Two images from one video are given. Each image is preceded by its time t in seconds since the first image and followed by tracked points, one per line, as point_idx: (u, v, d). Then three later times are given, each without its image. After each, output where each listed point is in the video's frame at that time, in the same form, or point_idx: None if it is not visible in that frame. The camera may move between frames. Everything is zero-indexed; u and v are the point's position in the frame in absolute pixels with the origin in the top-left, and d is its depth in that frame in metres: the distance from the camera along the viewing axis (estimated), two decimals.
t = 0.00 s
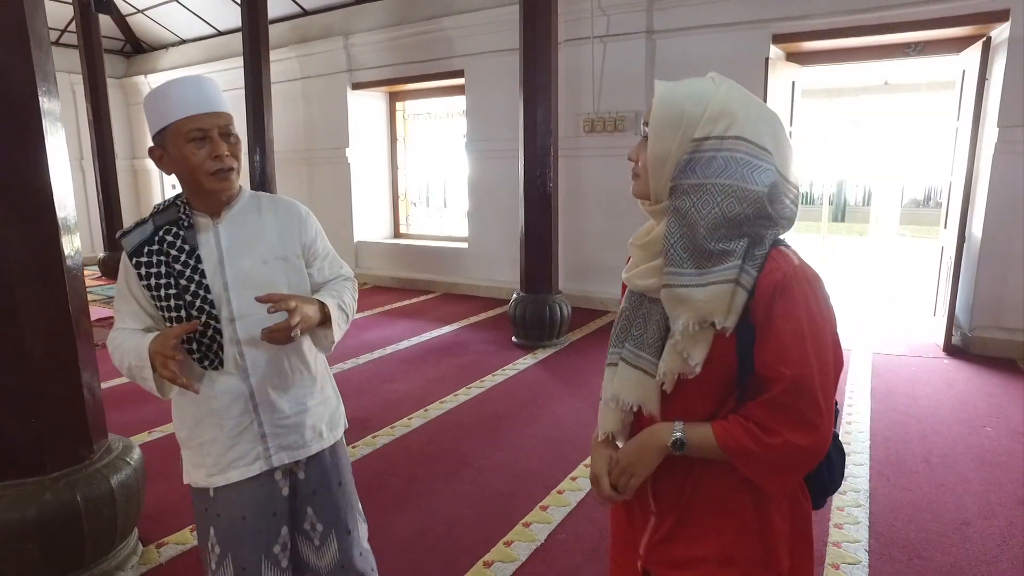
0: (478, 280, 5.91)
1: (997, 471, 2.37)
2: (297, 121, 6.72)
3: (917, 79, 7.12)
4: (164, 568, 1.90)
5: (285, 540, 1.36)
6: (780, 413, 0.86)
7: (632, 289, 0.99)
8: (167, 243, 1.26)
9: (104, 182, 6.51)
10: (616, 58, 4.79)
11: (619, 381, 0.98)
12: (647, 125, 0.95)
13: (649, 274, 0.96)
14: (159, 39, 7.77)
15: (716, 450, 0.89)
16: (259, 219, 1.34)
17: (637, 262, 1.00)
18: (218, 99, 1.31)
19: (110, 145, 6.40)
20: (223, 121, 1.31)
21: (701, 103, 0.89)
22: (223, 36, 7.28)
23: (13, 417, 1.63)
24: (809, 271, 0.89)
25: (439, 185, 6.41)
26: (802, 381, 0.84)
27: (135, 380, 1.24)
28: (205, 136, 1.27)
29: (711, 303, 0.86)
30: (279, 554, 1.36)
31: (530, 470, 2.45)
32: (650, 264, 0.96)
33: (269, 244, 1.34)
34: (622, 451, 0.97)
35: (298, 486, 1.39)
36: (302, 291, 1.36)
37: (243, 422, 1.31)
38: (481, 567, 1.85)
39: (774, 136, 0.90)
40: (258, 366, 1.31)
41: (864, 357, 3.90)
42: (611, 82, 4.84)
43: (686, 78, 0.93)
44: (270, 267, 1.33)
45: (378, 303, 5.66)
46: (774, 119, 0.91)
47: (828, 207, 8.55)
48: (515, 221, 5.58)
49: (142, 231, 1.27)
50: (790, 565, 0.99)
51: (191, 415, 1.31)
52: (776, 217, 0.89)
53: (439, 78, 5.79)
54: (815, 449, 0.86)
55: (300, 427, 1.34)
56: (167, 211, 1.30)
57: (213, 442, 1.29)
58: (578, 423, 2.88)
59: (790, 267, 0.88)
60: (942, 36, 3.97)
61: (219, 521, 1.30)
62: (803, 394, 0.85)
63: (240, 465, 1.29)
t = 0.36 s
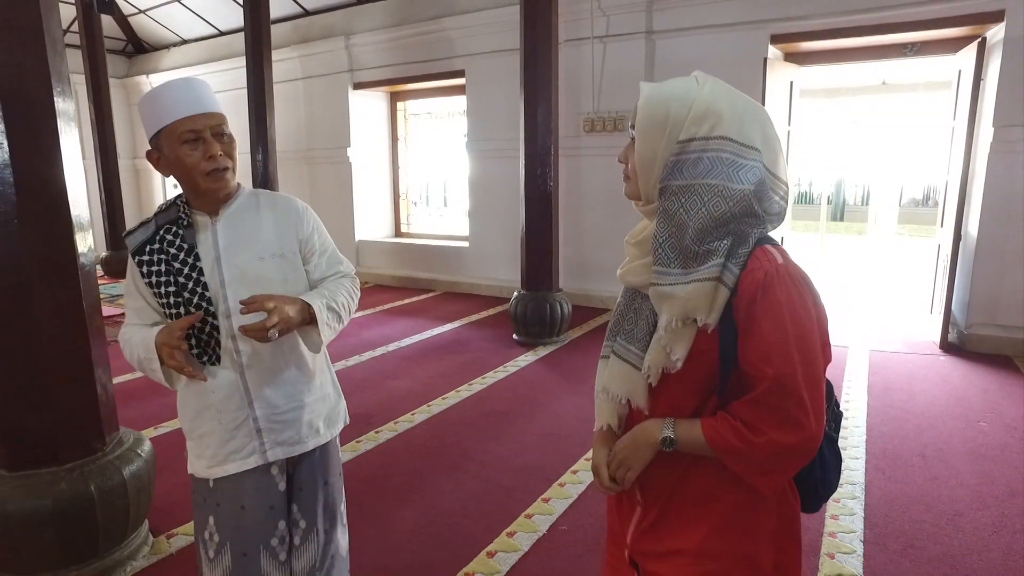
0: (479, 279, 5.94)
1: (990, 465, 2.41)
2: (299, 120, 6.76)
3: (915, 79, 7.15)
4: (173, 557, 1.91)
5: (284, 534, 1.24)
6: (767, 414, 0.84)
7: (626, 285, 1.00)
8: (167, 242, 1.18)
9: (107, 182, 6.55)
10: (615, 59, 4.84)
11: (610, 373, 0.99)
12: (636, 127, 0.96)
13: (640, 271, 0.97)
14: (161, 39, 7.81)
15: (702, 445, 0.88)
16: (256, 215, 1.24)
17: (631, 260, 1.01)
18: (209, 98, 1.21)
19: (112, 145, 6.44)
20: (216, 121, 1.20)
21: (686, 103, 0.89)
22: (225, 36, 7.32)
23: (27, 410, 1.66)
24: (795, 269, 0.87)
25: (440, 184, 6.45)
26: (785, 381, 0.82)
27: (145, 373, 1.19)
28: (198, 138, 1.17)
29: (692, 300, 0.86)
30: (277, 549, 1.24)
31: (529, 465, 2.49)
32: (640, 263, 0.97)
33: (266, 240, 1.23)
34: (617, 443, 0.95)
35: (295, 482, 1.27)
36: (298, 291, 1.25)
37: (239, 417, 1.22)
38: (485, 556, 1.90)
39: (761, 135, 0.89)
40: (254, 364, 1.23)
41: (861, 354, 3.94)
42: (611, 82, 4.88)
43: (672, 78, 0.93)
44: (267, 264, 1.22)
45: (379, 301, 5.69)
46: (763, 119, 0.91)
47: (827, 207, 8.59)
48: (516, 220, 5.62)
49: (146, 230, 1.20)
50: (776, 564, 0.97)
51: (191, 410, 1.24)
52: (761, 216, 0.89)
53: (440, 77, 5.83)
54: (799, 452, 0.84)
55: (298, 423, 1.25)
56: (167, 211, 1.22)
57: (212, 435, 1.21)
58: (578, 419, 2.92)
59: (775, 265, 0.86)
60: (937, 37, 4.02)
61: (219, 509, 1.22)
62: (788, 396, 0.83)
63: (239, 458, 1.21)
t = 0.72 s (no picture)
0: (481, 277, 6.00)
1: (984, 457, 2.46)
2: (302, 120, 6.82)
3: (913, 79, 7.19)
4: (185, 546, 1.96)
5: (276, 528, 1.17)
6: (754, 410, 0.83)
7: (629, 276, 1.01)
8: (186, 231, 1.14)
9: (112, 181, 6.61)
10: (616, 59, 4.89)
11: (605, 361, 1.00)
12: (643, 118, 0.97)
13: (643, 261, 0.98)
14: (165, 39, 7.86)
15: (689, 438, 0.87)
16: (275, 212, 1.18)
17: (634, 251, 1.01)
18: (247, 93, 1.16)
19: (117, 145, 6.50)
20: (250, 117, 1.15)
21: (692, 94, 0.90)
22: (228, 37, 7.38)
23: (46, 402, 1.71)
24: (790, 265, 0.86)
25: (442, 183, 6.50)
26: (773, 377, 0.81)
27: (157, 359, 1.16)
28: (229, 132, 1.12)
29: (684, 291, 0.87)
30: (268, 541, 1.16)
31: (530, 458, 2.53)
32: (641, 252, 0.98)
33: (281, 237, 1.17)
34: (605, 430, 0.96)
35: (293, 476, 1.19)
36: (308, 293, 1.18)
37: (240, 408, 1.15)
38: (489, 544, 1.95)
39: (765, 129, 0.90)
40: (258, 358, 1.16)
41: (859, 351, 3.99)
42: (612, 82, 4.94)
43: (679, 71, 0.94)
44: (279, 261, 1.16)
45: (382, 299, 5.75)
46: (769, 113, 0.91)
47: (825, 206, 8.64)
48: (517, 219, 5.68)
49: (168, 218, 1.17)
50: (769, 564, 0.94)
51: (197, 399, 1.19)
52: (761, 210, 0.89)
53: (442, 78, 5.89)
54: (785, 450, 0.83)
55: (298, 419, 1.16)
56: (191, 201, 1.18)
57: (212, 424, 1.16)
58: (579, 414, 2.97)
59: (768, 260, 0.85)
60: (933, 38, 4.07)
61: (215, 498, 1.18)
62: (776, 392, 0.81)
63: (236, 450, 1.14)
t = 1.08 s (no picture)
0: (484, 277, 6.05)
1: (979, 453, 2.51)
2: (306, 121, 6.87)
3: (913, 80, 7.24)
4: (199, 537, 2.02)
5: (303, 524, 1.20)
6: (759, 413, 0.79)
7: (635, 278, 0.98)
8: (208, 230, 1.19)
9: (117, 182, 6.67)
10: (618, 61, 4.94)
11: (608, 360, 0.97)
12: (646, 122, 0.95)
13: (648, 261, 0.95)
14: (169, 41, 7.92)
15: (695, 440, 0.84)
16: (293, 213, 1.23)
17: (642, 255, 0.99)
18: (267, 97, 1.21)
19: (122, 145, 6.55)
20: (272, 119, 1.20)
21: (691, 95, 0.88)
22: (232, 38, 7.43)
23: (66, 396, 1.77)
24: (794, 266, 0.82)
25: (445, 184, 6.55)
26: (777, 381, 0.77)
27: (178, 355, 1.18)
28: (252, 133, 1.17)
29: (685, 292, 0.83)
30: (296, 538, 1.20)
31: (533, 453, 2.57)
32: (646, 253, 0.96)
33: (300, 236, 1.22)
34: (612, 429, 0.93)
35: (316, 471, 1.23)
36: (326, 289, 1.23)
37: (262, 403, 1.19)
38: (496, 536, 2.00)
39: (767, 130, 0.86)
40: (279, 353, 1.20)
41: (858, 349, 4.04)
42: (613, 84, 4.99)
43: (680, 72, 0.92)
44: (298, 259, 1.21)
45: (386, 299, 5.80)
46: (772, 112, 0.88)
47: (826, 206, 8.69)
48: (520, 219, 5.73)
49: (190, 218, 1.21)
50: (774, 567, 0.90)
51: (216, 395, 1.22)
52: (765, 210, 0.85)
53: (445, 79, 5.94)
54: (793, 455, 0.79)
55: (319, 413, 1.21)
56: (211, 201, 1.23)
57: (234, 420, 1.19)
58: (582, 411, 3.02)
59: (771, 262, 0.81)
60: (931, 41, 4.12)
61: (241, 496, 1.21)
62: (782, 397, 0.78)
63: (260, 445, 1.17)
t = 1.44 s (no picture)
0: (487, 277, 6.09)
1: (978, 449, 2.55)
2: (310, 122, 6.92)
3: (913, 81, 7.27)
4: (214, 530, 2.06)
5: (328, 518, 1.23)
6: (759, 415, 0.80)
7: (645, 278, 0.99)
8: (232, 229, 1.23)
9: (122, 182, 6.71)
10: (620, 63, 4.99)
11: (617, 359, 0.98)
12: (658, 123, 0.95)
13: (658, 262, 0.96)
14: (173, 42, 7.96)
15: (697, 441, 0.85)
16: (314, 213, 1.28)
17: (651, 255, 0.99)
18: (289, 102, 1.26)
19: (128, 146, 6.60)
20: (295, 122, 1.25)
21: (703, 98, 0.87)
22: (237, 40, 7.48)
23: (86, 391, 1.81)
24: (797, 270, 0.82)
25: (448, 184, 6.60)
26: (776, 383, 0.78)
27: (203, 352, 1.22)
28: (276, 136, 1.22)
29: (690, 295, 0.84)
30: (322, 532, 1.23)
31: (539, 450, 2.61)
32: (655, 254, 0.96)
33: (322, 236, 1.27)
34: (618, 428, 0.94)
35: (340, 464, 1.27)
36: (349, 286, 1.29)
37: (288, 398, 1.24)
38: (504, 529, 2.04)
39: (776, 136, 0.86)
40: (305, 349, 1.25)
41: (858, 348, 4.09)
42: (616, 85, 5.03)
43: (694, 74, 0.91)
44: (322, 257, 1.27)
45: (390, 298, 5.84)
46: (782, 116, 0.87)
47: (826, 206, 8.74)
48: (523, 219, 5.78)
49: (213, 218, 1.25)
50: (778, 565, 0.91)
51: (240, 391, 1.26)
52: (772, 216, 0.85)
53: (449, 80, 5.99)
54: (794, 457, 0.80)
55: (341, 407, 1.25)
56: (234, 202, 1.27)
57: (261, 415, 1.23)
58: (586, 408, 3.06)
59: (775, 266, 0.81)
60: (931, 42, 4.16)
61: (268, 490, 1.24)
62: (781, 400, 0.78)
63: (286, 439, 1.21)
